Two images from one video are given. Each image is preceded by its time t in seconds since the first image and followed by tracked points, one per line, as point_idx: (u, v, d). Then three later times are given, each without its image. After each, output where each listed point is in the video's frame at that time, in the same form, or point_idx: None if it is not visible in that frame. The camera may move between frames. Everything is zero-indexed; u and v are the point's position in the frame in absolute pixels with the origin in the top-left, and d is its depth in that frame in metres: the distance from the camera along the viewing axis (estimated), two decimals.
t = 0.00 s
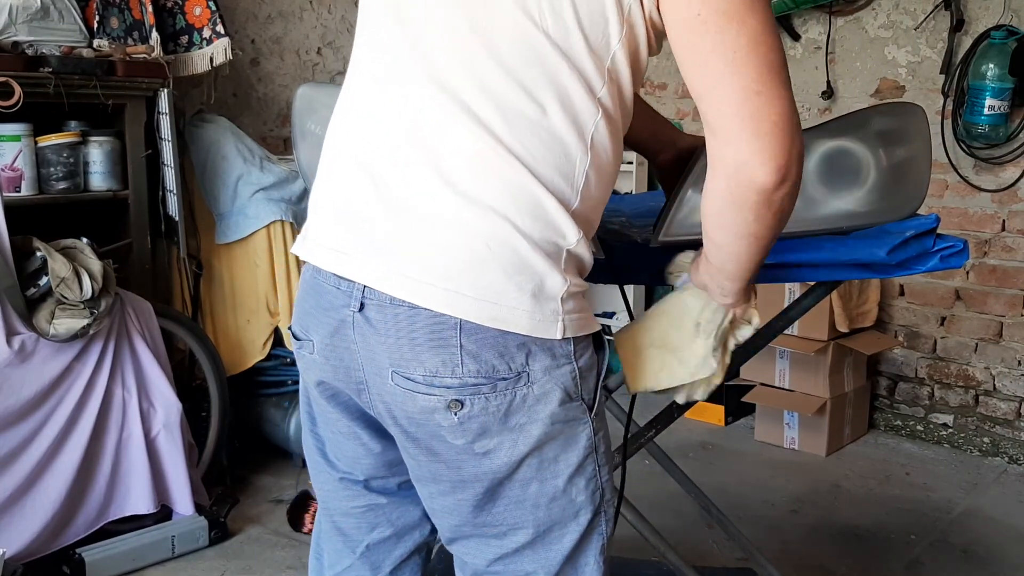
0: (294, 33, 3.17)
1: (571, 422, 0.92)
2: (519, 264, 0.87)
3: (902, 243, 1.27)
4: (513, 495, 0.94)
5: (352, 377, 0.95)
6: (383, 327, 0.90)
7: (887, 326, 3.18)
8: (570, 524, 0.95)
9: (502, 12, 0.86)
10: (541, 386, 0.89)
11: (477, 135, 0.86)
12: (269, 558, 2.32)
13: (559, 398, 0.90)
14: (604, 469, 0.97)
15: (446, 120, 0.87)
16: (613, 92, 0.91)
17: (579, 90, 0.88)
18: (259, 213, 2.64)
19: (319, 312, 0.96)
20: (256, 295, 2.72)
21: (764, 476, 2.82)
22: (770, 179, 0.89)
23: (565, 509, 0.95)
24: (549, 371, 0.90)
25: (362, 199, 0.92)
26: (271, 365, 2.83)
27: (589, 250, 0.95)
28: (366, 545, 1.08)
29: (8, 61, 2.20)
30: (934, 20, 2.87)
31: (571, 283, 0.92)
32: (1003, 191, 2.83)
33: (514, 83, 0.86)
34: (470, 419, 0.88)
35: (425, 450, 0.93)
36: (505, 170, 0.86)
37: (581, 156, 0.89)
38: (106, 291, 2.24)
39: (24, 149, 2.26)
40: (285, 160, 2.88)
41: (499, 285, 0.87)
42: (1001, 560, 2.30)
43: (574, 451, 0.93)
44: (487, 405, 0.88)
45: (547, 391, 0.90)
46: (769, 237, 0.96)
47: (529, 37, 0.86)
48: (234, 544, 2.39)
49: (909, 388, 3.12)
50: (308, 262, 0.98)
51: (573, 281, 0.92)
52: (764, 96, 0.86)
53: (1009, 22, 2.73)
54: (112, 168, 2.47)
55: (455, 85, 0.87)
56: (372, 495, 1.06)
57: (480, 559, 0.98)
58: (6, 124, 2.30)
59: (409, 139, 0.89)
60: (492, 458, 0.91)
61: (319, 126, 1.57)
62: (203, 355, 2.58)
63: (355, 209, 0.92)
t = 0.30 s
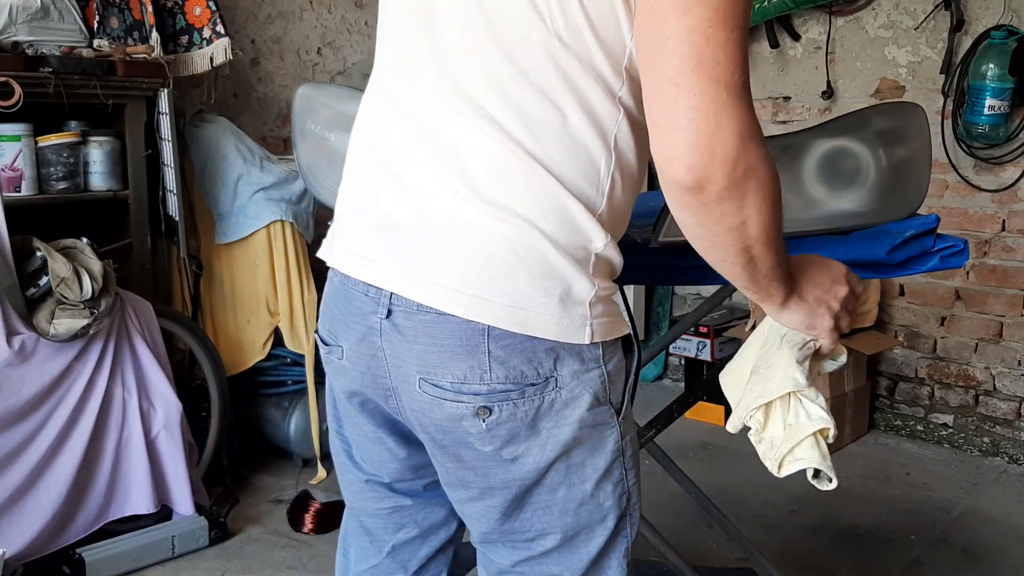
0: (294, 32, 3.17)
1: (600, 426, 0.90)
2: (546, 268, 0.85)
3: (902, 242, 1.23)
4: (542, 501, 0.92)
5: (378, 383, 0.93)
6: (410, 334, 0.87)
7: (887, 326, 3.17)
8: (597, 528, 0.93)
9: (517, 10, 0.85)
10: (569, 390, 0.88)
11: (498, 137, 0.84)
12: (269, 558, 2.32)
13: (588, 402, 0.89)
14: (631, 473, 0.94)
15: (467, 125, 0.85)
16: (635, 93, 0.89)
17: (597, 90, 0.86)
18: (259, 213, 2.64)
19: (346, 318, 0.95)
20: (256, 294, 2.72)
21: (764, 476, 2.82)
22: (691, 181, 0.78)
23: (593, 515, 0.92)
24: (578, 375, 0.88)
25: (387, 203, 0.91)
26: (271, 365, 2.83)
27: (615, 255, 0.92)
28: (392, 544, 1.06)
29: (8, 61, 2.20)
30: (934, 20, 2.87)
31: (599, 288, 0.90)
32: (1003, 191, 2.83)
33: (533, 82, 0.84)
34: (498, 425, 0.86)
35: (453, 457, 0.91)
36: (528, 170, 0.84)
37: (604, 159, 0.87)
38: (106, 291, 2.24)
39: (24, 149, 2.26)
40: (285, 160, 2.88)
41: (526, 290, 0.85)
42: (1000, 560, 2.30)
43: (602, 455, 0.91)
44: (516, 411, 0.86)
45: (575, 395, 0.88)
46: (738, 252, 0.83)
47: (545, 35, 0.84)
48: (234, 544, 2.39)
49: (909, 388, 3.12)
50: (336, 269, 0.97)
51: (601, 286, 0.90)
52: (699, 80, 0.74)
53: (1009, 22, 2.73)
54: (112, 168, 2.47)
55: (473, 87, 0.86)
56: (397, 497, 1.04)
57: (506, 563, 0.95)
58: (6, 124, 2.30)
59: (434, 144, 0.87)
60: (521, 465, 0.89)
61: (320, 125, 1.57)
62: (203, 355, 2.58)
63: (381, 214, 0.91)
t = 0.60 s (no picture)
0: (294, 32, 3.17)
1: (586, 435, 0.88)
2: (526, 279, 0.82)
3: (902, 242, 1.23)
4: (528, 515, 0.89)
5: (363, 396, 0.91)
6: (390, 348, 0.85)
7: (887, 326, 3.17)
8: (585, 538, 0.90)
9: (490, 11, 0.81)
10: (554, 400, 0.85)
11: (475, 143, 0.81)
12: (269, 557, 2.32)
13: (575, 411, 0.86)
14: (618, 480, 0.92)
15: (441, 131, 0.82)
16: (616, 94, 0.86)
17: (575, 92, 0.83)
18: (258, 213, 2.64)
19: (328, 331, 0.92)
20: (257, 294, 2.72)
21: (765, 476, 2.82)
22: (673, 181, 0.73)
23: (580, 525, 0.90)
24: (562, 385, 0.86)
25: (365, 214, 0.87)
26: (271, 365, 2.83)
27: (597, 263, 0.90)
28: (397, 540, 1.05)
29: (8, 61, 2.20)
30: (934, 20, 2.87)
31: (582, 297, 0.87)
32: (1003, 192, 2.83)
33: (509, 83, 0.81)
34: (482, 439, 0.84)
35: (438, 471, 0.88)
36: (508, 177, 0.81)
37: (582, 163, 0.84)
38: (106, 291, 2.24)
39: (24, 149, 2.26)
40: (285, 160, 2.88)
41: (506, 301, 0.82)
42: (1000, 560, 2.30)
43: (589, 464, 0.89)
44: (499, 423, 0.83)
45: (561, 404, 0.86)
46: (733, 241, 0.79)
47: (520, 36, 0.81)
48: (234, 544, 2.39)
49: (909, 388, 3.12)
50: (315, 284, 0.94)
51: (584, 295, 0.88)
52: (680, 74, 0.70)
53: (1009, 22, 2.73)
54: (112, 168, 2.47)
55: (448, 91, 0.82)
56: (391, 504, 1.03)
57: None
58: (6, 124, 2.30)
59: (409, 152, 0.84)
60: (506, 477, 0.86)
61: (319, 126, 1.57)
62: (203, 355, 2.58)
63: (358, 226, 0.88)
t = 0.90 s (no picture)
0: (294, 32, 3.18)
1: (506, 449, 0.84)
2: (417, 298, 0.78)
3: (902, 242, 1.23)
4: (450, 535, 0.85)
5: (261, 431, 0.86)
6: (283, 378, 0.80)
7: (887, 326, 3.17)
8: (516, 551, 0.87)
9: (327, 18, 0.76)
10: (464, 418, 0.81)
11: (330, 156, 0.76)
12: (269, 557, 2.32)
13: (488, 426, 0.82)
14: (548, 489, 0.88)
15: (300, 147, 0.77)
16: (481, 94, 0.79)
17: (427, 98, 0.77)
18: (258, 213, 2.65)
19: (221, 364, 0.87)
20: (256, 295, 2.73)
21: (765, 476, 2.82)
22: (485, 173, 0.65)
23: (507, 540, 0.86)
24: (470, 402, 0.81)
25: (245, 247, 0.83)
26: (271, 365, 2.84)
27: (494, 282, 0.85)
28: None
29: (8, 61, 2.20)
30: (934, 20, 2.87)
31: (479, 307, 0.82)
32: (1003, 191, 2.83)
33: (353, 97, 0.76)
34: (390, 464, 0.79)
35: (347, 503, 0.83)
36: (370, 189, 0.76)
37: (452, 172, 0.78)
38: (106, 291, 2.24)
39: (24, 149, 2.26)
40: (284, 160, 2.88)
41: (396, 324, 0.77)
42: (1000, 560, 2.30)
43: (512, 478, 0.85)
44: (407, 447, 0.79)
45: (472, 421, 0.81)
46: (575, 221, 0.70)
47: (359, 51, 0.75)
48: (234, 544, 2.39)
49: (909, 388, 3.12)
50: (211, 323, 0.90)
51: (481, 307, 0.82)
52: (487, 62, 0.63)
53: (1009, 22, 2.73)
54: (112, 168, 2.46)
55: (300, 105, 0.77)
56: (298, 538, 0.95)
57: None
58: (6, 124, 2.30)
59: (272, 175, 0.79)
60: (422, 500, 0.82)
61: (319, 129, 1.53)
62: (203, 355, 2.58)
63: (241, 254, 0.83)
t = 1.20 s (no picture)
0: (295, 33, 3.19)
1: (350, 460, 0.80)
2: (216, 302, 0.74)
3: (901, 242, 1.23)
4: (298, 546, 0.82)
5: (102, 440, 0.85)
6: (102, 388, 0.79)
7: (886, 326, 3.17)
8: (377, 559, 0.84)
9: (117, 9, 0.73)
10: (293, 431, 0.77)
11: (126, 152, 0.73)
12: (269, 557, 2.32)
13: (323, 436, 0.78)
14: (412, 496, 0.84)
15: (100, 146, 0.75)
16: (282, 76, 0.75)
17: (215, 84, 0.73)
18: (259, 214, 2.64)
19: (59, 373, 0.87)
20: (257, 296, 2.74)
21: (764, 476, 2.82)
22: (306, 152, 0.67)
23: (365, 548, 0.83)
24: (298, 413, 0.77)
25: (73, 256, 0.81)
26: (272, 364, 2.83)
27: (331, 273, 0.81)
28: None
29: (8, 61, 2.23)
30: (934, 20, 2.87)
31: (296, 309, 0.77)
32: (1003, 191, 2.83)
33: (142, 88, 0.73)
34: (212, 480, 0.77)
35: (184, 516, 0.82)
36: (173, 185, 0.73)
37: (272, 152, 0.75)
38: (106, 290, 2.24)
39: (24, 149, 2.26)
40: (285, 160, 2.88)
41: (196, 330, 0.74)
42: (1001, 560, 2.30)
43: (362, 488, 0.81)
44: (227, 464, 0.76)
45: (302, 433, 0.77)
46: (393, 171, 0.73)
47: (150, 38, 0.72)
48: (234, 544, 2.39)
49: (908, 388, 3.12)
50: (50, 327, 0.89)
51: (300, 308, 0.77)
52: (295, 38, 0.63)
53: (1009, 22, 2.73)
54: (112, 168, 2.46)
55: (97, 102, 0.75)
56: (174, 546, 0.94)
57: None
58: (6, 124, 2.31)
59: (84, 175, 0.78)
60: (256, 515, 0.79)
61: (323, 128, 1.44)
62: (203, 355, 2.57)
63: (68, 259, 0.82)
